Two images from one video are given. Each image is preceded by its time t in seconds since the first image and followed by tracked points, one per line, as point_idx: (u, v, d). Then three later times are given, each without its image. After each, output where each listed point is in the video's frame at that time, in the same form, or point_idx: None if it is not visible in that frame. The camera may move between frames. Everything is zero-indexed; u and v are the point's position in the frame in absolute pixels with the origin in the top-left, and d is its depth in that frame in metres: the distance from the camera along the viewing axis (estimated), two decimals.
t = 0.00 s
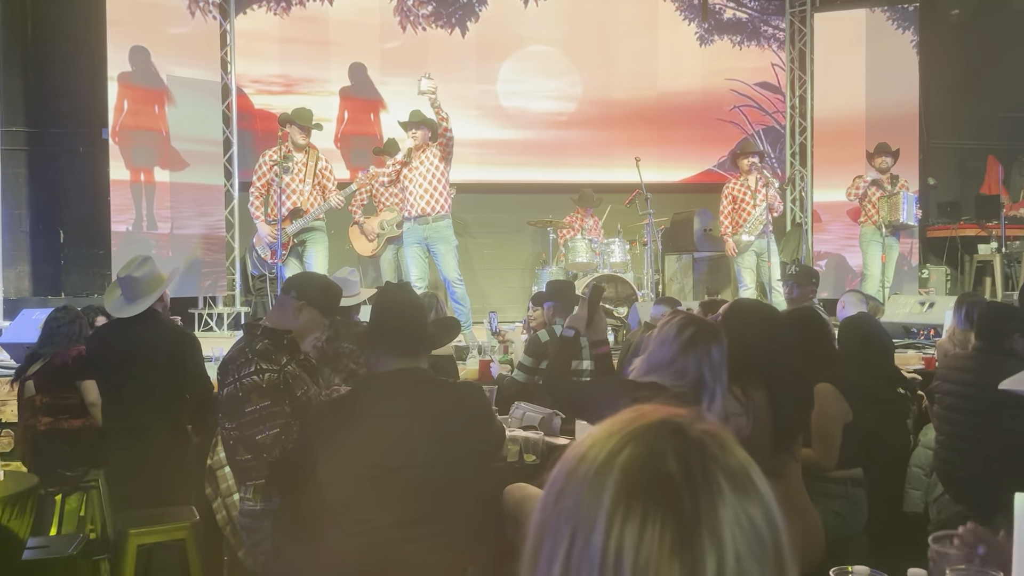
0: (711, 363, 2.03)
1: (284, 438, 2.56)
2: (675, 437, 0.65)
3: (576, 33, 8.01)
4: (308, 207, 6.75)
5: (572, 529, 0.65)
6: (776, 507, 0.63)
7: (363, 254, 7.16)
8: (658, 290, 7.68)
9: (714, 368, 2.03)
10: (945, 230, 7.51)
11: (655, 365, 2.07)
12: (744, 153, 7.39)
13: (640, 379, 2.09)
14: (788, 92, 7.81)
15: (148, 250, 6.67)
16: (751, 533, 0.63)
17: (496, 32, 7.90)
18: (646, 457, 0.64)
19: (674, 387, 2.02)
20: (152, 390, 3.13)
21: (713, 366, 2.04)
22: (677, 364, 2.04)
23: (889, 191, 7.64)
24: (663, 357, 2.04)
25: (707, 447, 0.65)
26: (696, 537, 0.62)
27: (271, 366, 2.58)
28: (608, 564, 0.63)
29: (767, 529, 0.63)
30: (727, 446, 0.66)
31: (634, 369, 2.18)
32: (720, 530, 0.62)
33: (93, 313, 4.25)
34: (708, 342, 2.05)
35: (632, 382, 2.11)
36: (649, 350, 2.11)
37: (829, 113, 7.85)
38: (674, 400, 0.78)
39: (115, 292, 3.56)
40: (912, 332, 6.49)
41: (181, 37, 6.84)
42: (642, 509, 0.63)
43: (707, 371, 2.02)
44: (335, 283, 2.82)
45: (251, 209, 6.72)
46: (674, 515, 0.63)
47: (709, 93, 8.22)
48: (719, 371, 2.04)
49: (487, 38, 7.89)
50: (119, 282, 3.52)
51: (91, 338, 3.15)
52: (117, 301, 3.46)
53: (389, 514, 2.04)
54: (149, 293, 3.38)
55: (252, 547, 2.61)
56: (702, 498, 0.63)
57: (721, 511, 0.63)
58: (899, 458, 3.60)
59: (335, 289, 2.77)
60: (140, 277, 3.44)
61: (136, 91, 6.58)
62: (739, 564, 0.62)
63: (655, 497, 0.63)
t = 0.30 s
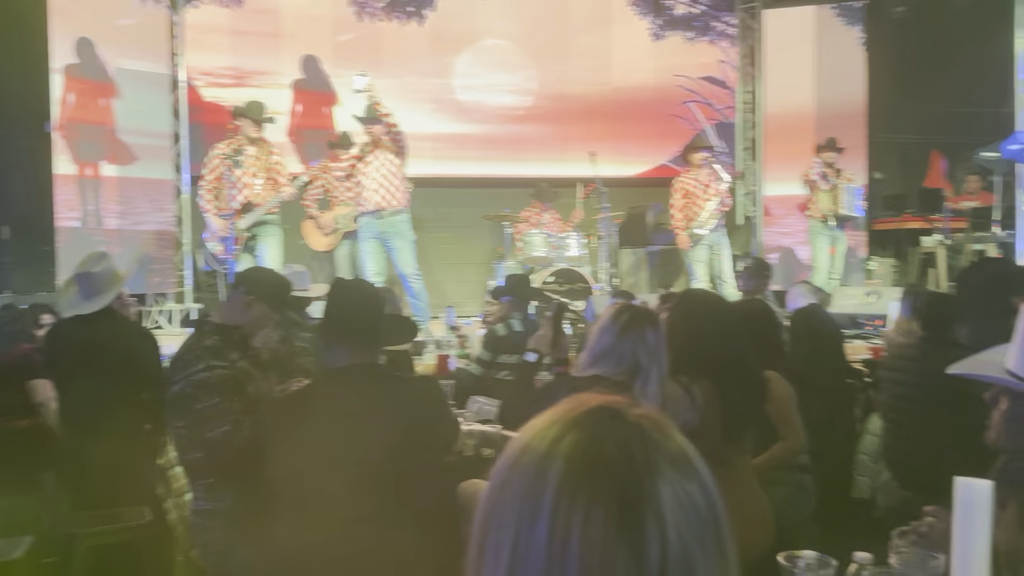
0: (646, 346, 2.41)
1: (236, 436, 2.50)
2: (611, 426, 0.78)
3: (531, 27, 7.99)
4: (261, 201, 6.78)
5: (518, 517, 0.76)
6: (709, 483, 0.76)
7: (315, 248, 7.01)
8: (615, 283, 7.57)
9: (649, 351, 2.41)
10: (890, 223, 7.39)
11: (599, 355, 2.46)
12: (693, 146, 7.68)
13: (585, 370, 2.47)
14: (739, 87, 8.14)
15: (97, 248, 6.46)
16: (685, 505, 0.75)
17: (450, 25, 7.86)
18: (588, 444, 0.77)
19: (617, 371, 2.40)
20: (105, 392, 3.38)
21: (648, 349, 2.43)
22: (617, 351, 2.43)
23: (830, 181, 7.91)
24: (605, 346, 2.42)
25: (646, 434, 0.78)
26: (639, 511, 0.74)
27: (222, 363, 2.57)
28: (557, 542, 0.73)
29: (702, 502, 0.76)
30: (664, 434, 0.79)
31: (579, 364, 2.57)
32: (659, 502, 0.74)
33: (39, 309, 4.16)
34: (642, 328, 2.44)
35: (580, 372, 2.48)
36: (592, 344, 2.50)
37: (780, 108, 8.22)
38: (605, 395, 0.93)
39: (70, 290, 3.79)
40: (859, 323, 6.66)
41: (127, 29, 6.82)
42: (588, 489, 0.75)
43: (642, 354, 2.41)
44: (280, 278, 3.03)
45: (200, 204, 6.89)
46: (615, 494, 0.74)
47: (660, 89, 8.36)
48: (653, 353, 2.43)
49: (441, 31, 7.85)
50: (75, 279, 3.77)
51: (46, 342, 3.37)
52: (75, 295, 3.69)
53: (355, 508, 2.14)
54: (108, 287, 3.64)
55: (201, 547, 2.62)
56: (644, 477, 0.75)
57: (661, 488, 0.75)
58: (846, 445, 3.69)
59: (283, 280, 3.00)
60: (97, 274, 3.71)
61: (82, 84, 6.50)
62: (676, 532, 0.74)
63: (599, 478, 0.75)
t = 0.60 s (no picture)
0: (585, 333, 2.55)
1: (171, 430, 2.45)
2: (554, 406, 0.80)
3: (466, 17, 7.94)
4: (192, 191, 6.61)
5: (463, 500, 0.76)
6: (650, 459, 0.79)
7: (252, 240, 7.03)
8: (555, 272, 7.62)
9: (588, 337, 2.55)
10: (820, 214, 7.79)
11: (540, 343, 2.60)
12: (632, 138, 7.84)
13: (528, 357, 2.60)
14: (673, 81, 8.25)
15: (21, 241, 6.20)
16: (627, 480, 0.77)
17: (386, 13, 7.78)
18: (532, 425, 0.78)
19: (557, 356, 2.54)
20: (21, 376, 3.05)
21: (587, 335, 2.57)
22: (557, 338, 2.56)
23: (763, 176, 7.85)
24: (546, 333, 2.57)
25: (587, 412, 0.80)
26: (584, 490, 0.75)
27: (155, 357, 2.52)
28: (503, 518, 0.74)
29: (642, 476, 0.78)
30: (604, 411, 0.82)
31: (522, 353, 2.70)
32: (603, 478, 0.76)
33: None
34: (582, 316, 2.58)
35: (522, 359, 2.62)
36: (533, 334, 2.64)
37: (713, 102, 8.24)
38: (545, 376, 0.94)
39: None
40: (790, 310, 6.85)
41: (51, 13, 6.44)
42: (532, 470, 0.76)
43: (582, 340, 2.55)
44: (213, 268, 2.96)
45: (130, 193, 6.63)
46: (560, 474, 0.76)
47: (596, 81, 8.45)
48: (592, 339, 2.56)
49: (378, 20, 7.77)
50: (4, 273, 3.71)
51: None
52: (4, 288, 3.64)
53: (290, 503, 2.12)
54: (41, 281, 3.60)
55: (137, 545, 2.55)
56: (588, 456, 0.77)
57: (604, 463, 0.77)
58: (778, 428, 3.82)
59: (216, 273, 2.94)
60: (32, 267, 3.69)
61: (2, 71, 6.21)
62: (620, 508, 0.76)
63: (543, 459, 0.77)
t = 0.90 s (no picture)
0: (536, 320, 2.51)
1: (106, 422, 2.41)
2: (497, 384, 0.80)
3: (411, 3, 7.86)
4: (128, 179, 6.55)
5: (406, 475, 0.76)
6: (591, 436, 0.80)
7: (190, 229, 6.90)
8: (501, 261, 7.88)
9: (538, 324, 2.52)
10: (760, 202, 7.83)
11: (490, 331, 2.54)
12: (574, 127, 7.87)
13: (477, 345, 2.54)
14: (616, 71, 8.39)
15: None
16: (566, 453, 0.78)
17: None
18: (476, 401, 0.78)
19: (508, 343, 2.48)
20: None
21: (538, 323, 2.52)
22: (508, 326, 2.51)
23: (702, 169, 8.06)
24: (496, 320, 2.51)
25: (529, 390, 0.81)
26: (526, 464, 0.76)
27: (87, 347, 2.46)
28: (446, 492, 0.74)
29: (583, 451, 0.80)
30: (547, 390, 0.82)
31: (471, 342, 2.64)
32: (545, 453, 0.77)
33: None
34: (532, 303, 2.55)
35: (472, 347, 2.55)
36: (483, 321, 2.58)
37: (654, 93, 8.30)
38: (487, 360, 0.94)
39: None
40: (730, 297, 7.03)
41: None
42: (476, 443, 0.76)
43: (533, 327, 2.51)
44: (149, 257, 2.90)
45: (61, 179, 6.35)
46: (502, 449, 0.76)
47: (540, 70, 8.40)
48: (542, 326, 2.52)
49: (320, 5, 7.64)
50: None
51: None
52: None
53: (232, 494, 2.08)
54: None
55: (73, 539, 2.50)
56: (530, 430, 0.77)
57: (545, 439, 0.77)
58: (718, 408, 3.95)
59: (154, 262, 2.88)
60: None
61: None
62: (562, 482, 0.76)
63: (487, 433, 0.77)
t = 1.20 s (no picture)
0: (483, 307, 2.45)
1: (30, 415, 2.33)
2: (419, 366, 0.71)
3: None
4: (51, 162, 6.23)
5: (324, 467, 0.67)
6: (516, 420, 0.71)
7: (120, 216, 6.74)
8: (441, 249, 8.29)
9: (484, 312, 2.46)
10: (695, 190, 8.32)
11: (435, 319, 2.49)
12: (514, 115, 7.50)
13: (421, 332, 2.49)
14: (556, 57, 8.30)
15: None
16: (493, 441, 0.69)
17: None
18: (397, 386, 0.69)
19: (454, 331, 2.43)
20: None
21: (483, 311, 2.48)
22: (453, 314, 2.46)
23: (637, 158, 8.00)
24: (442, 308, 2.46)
25: (452, 373, 0.71)
26: (450, 453, 0.67)
27: (9, 338, 2.38)
28: (364, 488, 0.65)
29: (510, 440, 0.71)
30: (471, 373, 0.73)
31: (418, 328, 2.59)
32: (469, 441, 0.67)
33: None
34: (479, 291, 2.49)
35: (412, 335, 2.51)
36: (429, 309, 2.53)
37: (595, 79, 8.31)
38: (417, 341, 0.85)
39: None
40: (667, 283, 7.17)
41: None
42: (396, 430, 0.67)
43: (478, 315, 2.46)
44: (75, 245, 2.85)
45: None
46: (424, 437, 0.67)
47: (481, 57, 8.29)
48: (488, 315, 2.47)
49: None
50: None
51: None
52: None
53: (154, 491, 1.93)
54: None
55: None
56: (453, 417, 0.68)
57: (468, 426, 0.68)
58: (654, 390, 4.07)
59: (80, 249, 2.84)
60: None
61: None
62: (488, 472, 0.67)
63: (407, 420, 0.68)
